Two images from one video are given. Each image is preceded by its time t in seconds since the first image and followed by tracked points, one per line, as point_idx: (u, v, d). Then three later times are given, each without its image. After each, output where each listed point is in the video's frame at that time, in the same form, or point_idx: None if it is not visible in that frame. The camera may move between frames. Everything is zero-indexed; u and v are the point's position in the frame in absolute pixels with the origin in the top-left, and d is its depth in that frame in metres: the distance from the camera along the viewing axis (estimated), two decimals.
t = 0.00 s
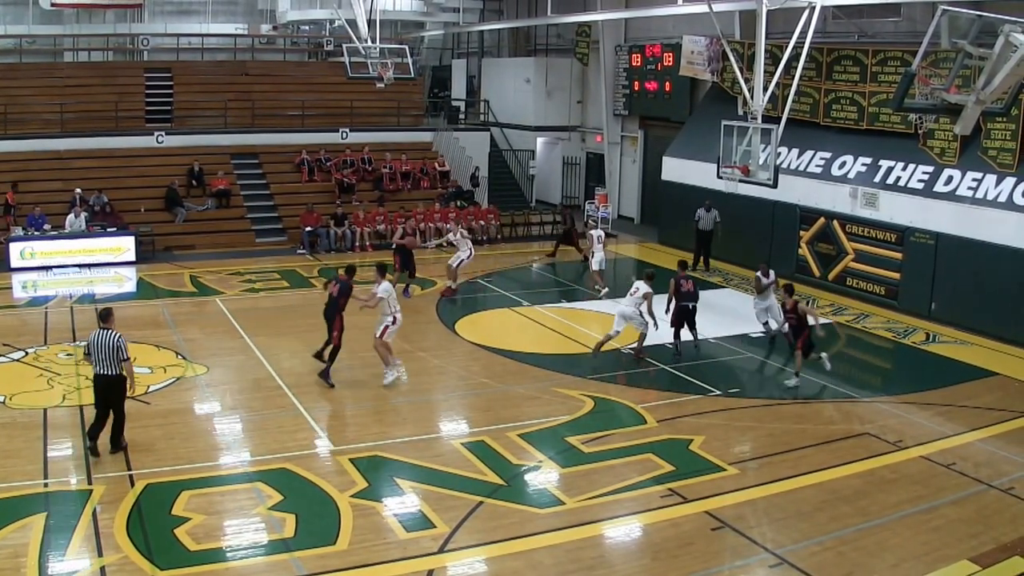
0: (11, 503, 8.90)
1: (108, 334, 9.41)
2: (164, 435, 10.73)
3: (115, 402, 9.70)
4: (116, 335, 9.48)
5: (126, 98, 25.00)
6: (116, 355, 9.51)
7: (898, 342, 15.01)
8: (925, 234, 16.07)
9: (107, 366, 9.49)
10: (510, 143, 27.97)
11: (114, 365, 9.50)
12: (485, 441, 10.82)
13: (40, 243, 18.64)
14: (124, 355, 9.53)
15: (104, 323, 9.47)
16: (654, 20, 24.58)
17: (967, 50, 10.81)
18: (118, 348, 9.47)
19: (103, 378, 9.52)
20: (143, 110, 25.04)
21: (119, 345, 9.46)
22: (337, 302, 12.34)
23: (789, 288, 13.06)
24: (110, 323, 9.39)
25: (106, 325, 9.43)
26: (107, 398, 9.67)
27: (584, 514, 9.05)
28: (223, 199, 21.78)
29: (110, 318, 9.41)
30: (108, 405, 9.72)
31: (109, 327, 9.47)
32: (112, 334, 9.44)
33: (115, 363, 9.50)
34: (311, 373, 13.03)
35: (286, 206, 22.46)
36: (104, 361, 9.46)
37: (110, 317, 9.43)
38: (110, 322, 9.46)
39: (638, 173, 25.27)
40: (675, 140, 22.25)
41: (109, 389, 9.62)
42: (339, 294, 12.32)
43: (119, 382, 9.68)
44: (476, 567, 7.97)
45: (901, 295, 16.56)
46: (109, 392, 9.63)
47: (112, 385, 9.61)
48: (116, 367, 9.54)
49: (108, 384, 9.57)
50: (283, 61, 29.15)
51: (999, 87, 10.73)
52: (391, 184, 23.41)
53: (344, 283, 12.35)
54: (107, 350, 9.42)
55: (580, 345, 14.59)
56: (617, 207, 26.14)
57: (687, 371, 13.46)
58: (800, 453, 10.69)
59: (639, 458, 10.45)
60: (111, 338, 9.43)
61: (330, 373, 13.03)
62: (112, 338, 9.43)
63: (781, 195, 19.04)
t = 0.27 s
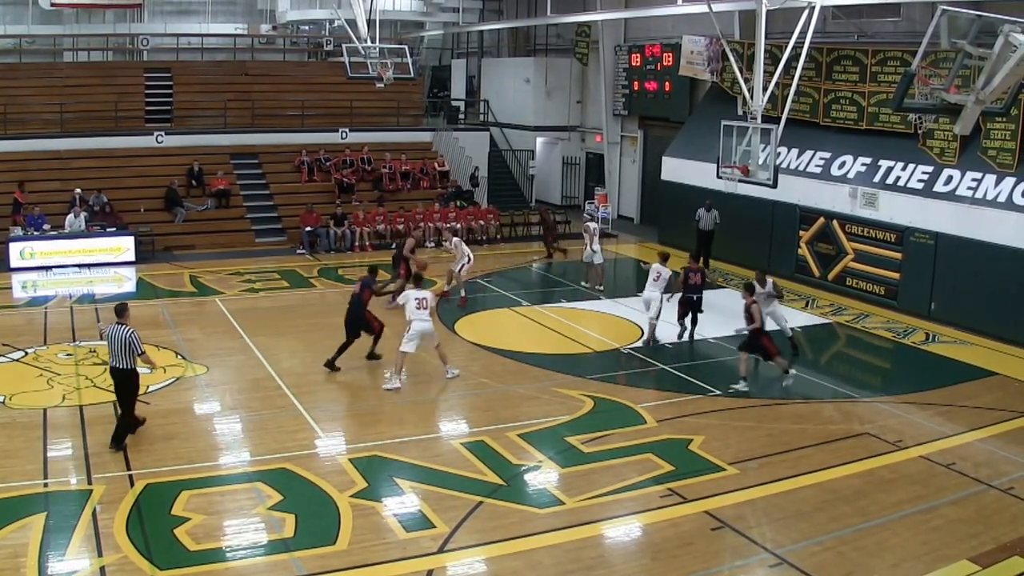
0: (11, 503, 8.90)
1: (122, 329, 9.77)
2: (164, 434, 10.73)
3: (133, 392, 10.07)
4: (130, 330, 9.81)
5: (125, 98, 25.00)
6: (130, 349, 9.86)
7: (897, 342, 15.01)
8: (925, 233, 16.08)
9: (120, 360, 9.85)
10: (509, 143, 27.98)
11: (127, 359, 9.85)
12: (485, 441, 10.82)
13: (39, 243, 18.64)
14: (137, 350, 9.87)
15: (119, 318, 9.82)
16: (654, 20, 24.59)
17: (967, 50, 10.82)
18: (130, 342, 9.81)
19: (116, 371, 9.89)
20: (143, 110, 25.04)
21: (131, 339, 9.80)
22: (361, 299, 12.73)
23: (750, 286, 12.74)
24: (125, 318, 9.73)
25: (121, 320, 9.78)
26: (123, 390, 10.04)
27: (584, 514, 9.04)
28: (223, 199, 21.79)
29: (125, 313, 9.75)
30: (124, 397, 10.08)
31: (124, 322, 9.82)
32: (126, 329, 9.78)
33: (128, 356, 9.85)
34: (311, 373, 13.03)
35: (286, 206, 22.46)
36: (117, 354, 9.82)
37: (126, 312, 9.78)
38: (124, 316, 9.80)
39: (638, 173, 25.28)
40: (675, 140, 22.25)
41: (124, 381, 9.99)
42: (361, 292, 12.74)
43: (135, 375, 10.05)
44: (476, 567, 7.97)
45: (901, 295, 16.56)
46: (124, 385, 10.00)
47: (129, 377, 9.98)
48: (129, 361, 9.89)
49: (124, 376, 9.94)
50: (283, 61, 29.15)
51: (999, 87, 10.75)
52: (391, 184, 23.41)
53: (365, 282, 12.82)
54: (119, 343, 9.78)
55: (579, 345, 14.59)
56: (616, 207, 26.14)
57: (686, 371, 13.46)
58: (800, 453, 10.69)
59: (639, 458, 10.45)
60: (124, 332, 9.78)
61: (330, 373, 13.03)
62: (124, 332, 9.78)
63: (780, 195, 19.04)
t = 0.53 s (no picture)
0: (11, 503, 8.90)
1: (137, 321, 10.04)
2: (163, 434, 10.73)
3: (152, 383, 10.33)
4: (144, 322, 10.08)
5: (125, 98, 25.01)
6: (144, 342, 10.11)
7: (896, 342, 15.01)
8: (925, 233, 16.08)
9: (136, 352, 10.10)
10: (509, 143, 27.98)
11: (142, 351, 10.09)
12: (485, 441, 10.82)
13: (39, 243, 18.64)
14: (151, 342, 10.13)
15: (136, 312, 10.10)
16: (654, 21, 24.59)
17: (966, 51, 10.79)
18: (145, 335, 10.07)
19: (132, 362, 10.15)
20: (142, 110, 25.04)
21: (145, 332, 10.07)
22: (405, 290, 13.13)
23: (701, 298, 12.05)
24: (141, 310, 10.05)
25: (137, 312, 10.07)
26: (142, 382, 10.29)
27: (583, 514, 9.05)
28: (223, 198, 21.79)
29: (141, 306, 10.05)
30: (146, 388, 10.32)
31: (140, 316, 10.10)
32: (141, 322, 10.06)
33: (143, 349, 10.10)
34: (311, 373, 13.04)
35: (286, 206, 22.46)
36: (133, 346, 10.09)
37: (142, 305, 10.09)
38: (140, 309, 10.09)
39: (638, 173, 25.27)
40: (675, 140, 22.26)
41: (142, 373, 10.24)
42: (407, 283, 13.14)
43: (151, 366, 10.33)
44: (476, 567, 7.97)
45: (900, 295, 16.57)
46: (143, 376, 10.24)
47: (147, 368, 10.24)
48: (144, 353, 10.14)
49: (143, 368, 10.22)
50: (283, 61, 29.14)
51: (998, 87, 10.73)
52: (391, 184, 23.41)
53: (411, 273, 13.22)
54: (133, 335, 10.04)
55: (578, 344, 14.60)
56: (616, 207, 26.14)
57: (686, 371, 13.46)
58: (800, 453, 10.69)
59: (639, 458, 10.45)
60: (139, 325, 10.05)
61: (330, 373, 13.03)
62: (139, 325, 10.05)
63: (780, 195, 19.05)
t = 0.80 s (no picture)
0: (11, 503, 8.90)
1: (160, 321, 10.07)
2: (163, 434, 10.73)
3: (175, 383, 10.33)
4: (167, 323, 10.10)
5: (125, 98, 25.01)
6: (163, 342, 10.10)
7: (896, 342, 15.02)
8: (924, 234, 16.08)
9: (155, 352, 10.08)
10: (509, 143, 27.99)
11: (161, 351, 10.08)
12: (484, 441, 10.82)
13: (39, 243, 18.64)
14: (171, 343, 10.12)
15: (161, 312, 10.13)
16: (654, 21, 24.59)
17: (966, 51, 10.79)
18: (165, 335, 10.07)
19: (151, 362, 10.11)
20: (142, 110, 25.04)
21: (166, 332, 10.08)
22: (453, 281, 13.88)
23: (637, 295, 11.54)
24: (166, 310, 10.06)
25: (162, 313, 10.11)
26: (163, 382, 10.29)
27: (583, 514, 9.05)
28: (223, 199, 21.79)
29: (166, 307, 10.07)
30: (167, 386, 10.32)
31: (165, 317, 10.13)
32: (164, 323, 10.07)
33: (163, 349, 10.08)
34: (311, 373, 13.04)
35: (285, 206, 22.46)
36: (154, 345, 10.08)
37: (167, 306, 10.13)
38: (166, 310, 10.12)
39: (638, 173, 25.28)
40: (675, 140, 22.25)
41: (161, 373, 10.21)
42: (457, 275, 13.91)
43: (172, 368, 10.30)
44: (475, 567, 7.97)
45: (900, 295, 16.58)
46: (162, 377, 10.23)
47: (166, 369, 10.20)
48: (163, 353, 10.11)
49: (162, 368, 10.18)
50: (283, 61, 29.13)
51: (998, 87, 10.72)
52: (390, 184, 23.41)
53: (457, 267, 13.98)
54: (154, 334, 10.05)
55: (578, 345, 14.59)
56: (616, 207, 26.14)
57: (686, 371, 13.46)
58: (799, 453, 10.69)
59: (639, 458, 10.45)
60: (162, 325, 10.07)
61: (330, 373, 13.03)
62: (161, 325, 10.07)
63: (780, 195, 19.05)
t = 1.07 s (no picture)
0: (10, 503, 8.91)
1: (184, 318, 10.19)
2: (163, 434, 10.73)
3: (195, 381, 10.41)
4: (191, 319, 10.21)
5: (124, 98, 25.00)
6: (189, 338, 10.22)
7: (896, 342, 15.02)
8: (924, 233, 16.09)
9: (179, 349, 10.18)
10: (508, 143, 28.00)
11: (185, 348, 10.16)
12: (484, 441, 10.82)
13: (39, 243, 18.64)
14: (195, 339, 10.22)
15: (185, 310, 10.27)
16: (654, 21, 24.59)
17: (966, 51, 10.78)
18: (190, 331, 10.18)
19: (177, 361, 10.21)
20: (142, 110, 25.03)
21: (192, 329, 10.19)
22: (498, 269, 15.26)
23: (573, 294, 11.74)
24: (191, 308, 10.20)
25: (185, 310, 10.25)
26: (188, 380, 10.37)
27: (583, 514, 9.05)
28: (223, 199, 21.79)
29: (190, 304, 10.22)
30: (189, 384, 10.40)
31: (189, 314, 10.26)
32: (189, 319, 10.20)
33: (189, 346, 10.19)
34: (311, 373, 13.03)
35: (285, 206, 22.46)
36: (178, 344, 10.18)
37: (191, 303, 10.28)
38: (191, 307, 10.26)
39: (637, 173, 25.28)
40: (675, 140, 22.26)
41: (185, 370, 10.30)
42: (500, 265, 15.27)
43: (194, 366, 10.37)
44: (475, 567, 7.97)
45: (899, 295, 16.58)
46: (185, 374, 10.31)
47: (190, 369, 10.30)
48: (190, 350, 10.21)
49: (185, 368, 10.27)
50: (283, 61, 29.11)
51: (997, 87, 10.70)
52: (390, 183, 23.42)
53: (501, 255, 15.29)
54: (178, 331, 10.16)
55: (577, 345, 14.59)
56: (615, 207, 26.14)
57: (685, 371, 13.46)
58: (799, 453, 10.69)
59: (638, 458, 10.45)
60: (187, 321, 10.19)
61: (330, 373, 13.04)
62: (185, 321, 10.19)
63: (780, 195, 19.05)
